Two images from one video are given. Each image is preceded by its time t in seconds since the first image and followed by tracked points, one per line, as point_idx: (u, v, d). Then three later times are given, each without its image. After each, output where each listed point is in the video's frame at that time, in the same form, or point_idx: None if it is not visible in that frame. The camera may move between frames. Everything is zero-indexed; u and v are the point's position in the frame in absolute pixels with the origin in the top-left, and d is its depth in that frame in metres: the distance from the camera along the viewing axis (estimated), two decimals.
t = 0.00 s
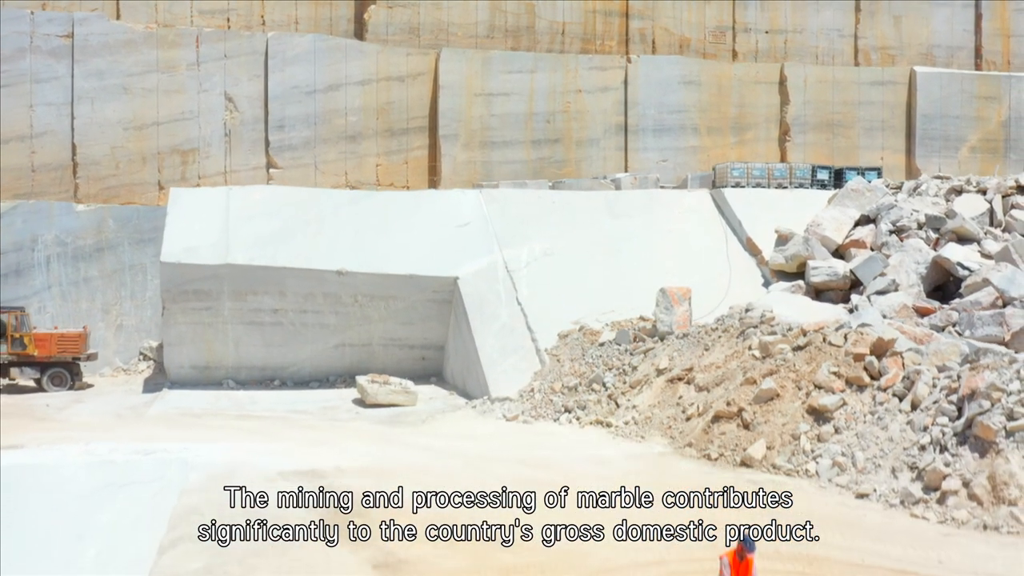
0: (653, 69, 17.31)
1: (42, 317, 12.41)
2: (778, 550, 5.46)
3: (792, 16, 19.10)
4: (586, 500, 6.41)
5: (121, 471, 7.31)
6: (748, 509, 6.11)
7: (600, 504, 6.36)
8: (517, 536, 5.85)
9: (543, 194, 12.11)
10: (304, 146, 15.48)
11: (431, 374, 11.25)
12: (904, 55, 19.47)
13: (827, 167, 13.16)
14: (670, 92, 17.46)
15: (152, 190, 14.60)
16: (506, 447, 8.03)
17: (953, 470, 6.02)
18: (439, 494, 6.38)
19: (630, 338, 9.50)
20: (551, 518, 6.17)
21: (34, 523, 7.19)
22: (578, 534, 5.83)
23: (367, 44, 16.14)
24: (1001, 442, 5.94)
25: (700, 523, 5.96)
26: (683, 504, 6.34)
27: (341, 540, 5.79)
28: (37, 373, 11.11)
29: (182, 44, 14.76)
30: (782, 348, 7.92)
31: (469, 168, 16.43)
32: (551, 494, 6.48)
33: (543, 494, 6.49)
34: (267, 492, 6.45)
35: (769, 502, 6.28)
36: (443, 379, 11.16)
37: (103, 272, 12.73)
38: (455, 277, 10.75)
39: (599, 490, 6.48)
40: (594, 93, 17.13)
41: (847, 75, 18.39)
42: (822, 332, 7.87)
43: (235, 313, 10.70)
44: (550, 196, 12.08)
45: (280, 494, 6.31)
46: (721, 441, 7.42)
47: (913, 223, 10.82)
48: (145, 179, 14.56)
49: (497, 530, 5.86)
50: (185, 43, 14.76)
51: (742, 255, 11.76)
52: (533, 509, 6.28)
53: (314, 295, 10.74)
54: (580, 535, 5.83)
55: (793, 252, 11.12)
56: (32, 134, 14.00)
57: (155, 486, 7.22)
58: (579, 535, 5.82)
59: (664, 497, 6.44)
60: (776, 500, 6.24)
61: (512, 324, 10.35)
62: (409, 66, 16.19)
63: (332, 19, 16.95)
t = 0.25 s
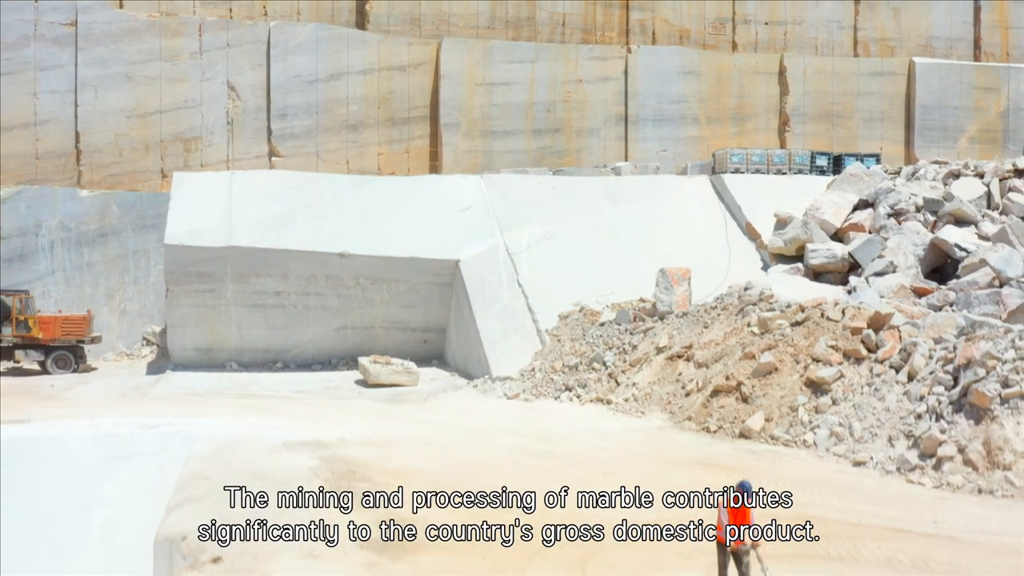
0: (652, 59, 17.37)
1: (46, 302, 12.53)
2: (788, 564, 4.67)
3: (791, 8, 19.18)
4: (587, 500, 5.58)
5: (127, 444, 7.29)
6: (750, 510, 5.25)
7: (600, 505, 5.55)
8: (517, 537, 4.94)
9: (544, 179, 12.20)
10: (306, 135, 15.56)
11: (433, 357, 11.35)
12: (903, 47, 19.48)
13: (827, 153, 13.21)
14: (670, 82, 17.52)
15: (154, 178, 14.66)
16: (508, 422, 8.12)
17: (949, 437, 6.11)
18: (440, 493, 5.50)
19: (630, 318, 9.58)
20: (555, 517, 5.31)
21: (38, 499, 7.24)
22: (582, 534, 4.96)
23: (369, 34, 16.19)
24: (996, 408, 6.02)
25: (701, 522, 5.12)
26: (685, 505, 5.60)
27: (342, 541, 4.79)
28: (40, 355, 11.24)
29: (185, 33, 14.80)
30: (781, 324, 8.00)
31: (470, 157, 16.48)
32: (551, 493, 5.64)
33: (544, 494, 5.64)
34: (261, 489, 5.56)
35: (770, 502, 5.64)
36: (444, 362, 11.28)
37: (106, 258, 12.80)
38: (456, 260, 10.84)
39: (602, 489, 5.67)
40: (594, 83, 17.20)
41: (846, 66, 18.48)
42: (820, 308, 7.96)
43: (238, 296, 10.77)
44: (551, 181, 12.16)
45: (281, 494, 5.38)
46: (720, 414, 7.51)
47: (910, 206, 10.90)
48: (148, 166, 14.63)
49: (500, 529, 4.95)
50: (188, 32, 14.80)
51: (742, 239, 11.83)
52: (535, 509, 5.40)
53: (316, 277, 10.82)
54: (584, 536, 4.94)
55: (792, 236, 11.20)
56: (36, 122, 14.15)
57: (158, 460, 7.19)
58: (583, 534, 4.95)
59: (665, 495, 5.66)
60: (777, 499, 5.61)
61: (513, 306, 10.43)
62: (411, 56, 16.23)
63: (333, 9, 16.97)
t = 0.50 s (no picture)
0: (652, 48, 17.19)
1: (50, 286, 12.61)
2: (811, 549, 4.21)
3: None
4: (586, 501, 4.89)
5: (132, 418, 7.36)
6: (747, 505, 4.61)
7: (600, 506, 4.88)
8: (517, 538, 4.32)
9: (544, 164, 12.28)
10: (307, 123, 15.54)
11: (434, 339, 11.45)
12: (903, 38, 19.18)
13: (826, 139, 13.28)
14: (670, 72, 17.35)
15: (157, 165, 14.76)
16: (510, 398, 8.20)
17: (944, 404, 6.20)
18: (440, 493, 4.84)
19: (629, 297, 9.67)
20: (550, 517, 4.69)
21: (43, 468, 7.22)
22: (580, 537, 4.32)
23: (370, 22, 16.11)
24: (990, 375, 6.11)
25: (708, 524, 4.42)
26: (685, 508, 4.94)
27: (343, 540, 4.19)
28: (46, 338, 11.32)
29: (187, 21, 14.89)
30: (779, 299, 8.08)
31: (471, 146, 16.36)
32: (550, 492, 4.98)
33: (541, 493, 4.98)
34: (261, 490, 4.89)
35: (769, 503, 4.85)
36: (445, 344, 11.37)
37: (109, 243, 12.89)
38: (457, 242, 10.92)
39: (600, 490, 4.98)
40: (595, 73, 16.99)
41: (845, 56, 18.18)
42: (818, 283, 8.04)
43: (241, 278, 10.85)
44: (550, 166, 12.25)
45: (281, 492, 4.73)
46: (718, 387, 7.61)
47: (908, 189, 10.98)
48: (151, 154, 14.72)
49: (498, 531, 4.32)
50: (191, 20, 14.89)
51: (741, 224, 11.92)
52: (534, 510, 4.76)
53: (319, 259, 10.91)
54: (584, 538, 4.31)
55: (790, 219, 11.30)
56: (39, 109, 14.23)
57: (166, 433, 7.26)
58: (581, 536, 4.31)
59: (662, 496, 5.04)
60: (777, 499, 4.82)
61: (513, 287, 10.51)
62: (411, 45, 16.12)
63: None
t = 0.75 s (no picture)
0: (653, 39, 17.03)
1: (54, 272, 12.69)
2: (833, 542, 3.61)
3: None
4: (586, 503, 4.18)
5: (138, 388, 7.57)
6: (772, 497, 3.85)
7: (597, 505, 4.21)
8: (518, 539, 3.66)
9: (545, 150, 12.35)
10: (309, 112, 15.53)
11: (435, 323, 11.57)
12: (902, 30, 18.98)
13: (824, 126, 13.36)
14: (670, 62, 17.18)
15: (160, 153, 14.83)
16: (511, 375, 8.29)
17: (940, 372, 6.28)
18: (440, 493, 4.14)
19: (629, 278, 9.75)
20: (558, 516, 4.01)
21: (47, 439, 7.33)
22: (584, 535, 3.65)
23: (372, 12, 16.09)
24: (986, 344, 6.19)
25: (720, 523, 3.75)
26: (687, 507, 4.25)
27: (343, 541, 3.55)
28: (50, 321, 11.41)
29: (190, 10, 14.98)
30: (778, 276, 8.17)
31: (472, 136, 16.25)
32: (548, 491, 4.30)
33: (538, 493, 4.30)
34: (257, 488, 4.19)
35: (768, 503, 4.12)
36: (447, 327, 11.49)
37: (113, 229, 12.95)
38: (459, 226, 11.00)
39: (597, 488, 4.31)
40: (595, 63, 16.84)
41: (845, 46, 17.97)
42: (816, 260, 8.12)
43: (244, 262, 10.94)
44: (551, 152, 12.34)
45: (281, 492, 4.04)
46: (717, 361, 7.70)
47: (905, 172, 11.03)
48: (153, 142, 14.79)
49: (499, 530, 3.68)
50: (193, 10, 14.98)
51: (741, 209, 12.02)
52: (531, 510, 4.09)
53: (322, 242, 10.99)
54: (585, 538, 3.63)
55: (789, 203, 11.40)
56: (43, 96, 14.33)
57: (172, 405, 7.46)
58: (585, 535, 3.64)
59: (663, 496, 4.30)
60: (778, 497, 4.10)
61: (514, 270, 10.61)
62: (413, 35, 16.12)
63: None
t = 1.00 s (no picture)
0: (653, 30, 16.78)
1: (58, 258, 12.78)
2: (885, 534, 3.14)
3: None
4: (582, 474, 3.80)
5: (144, 362, 7.63)
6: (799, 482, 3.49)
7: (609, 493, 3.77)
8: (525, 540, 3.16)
9: (546, 137, 12.42)
10: (311, 102, 15.46)
11: (437, 308, 11.64)
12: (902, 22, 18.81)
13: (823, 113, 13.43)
14: (670, 53, 16.95)
15: (163, 143, 14.87)
16: (512, 353, 8.38)
17: (935, 343, 6.36)
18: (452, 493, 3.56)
19: (629, 260, 9.83)
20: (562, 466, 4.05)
21: (53, 415, 7.40)
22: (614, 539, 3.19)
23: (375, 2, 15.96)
24: (980, 315, 6.27)
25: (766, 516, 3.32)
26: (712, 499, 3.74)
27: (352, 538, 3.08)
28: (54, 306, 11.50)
29: None
30: (776, 255, 8.26)
31: (473, 127, 16.06)
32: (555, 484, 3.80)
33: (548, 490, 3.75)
34: (258, 443, 4.21)
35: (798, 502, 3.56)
36: (449, 312, 11.59)
37: (117, 216, 13.03)
38: (460, 211, 11.08)
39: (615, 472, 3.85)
40: (595, 54, 16.64)
41: (844, 37, 17.84)
42: (814, 238, 8.20)
43: (247, 246, 11.03)
44: (551, 138, 12.41)
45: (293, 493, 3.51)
46: (716, 337, 7.81)
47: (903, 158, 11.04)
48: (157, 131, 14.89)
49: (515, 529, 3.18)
50: None
51: (740, 195, 12.12)
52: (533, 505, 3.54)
53: (324, 226, 11.08)
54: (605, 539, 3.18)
55: (788, 187, 11.49)
56: (47, 85, 14.45)
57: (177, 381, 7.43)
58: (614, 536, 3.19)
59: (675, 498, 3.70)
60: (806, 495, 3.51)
61: (515, 253, 10.69)
62: (415, 25, 15.92)
63: None
